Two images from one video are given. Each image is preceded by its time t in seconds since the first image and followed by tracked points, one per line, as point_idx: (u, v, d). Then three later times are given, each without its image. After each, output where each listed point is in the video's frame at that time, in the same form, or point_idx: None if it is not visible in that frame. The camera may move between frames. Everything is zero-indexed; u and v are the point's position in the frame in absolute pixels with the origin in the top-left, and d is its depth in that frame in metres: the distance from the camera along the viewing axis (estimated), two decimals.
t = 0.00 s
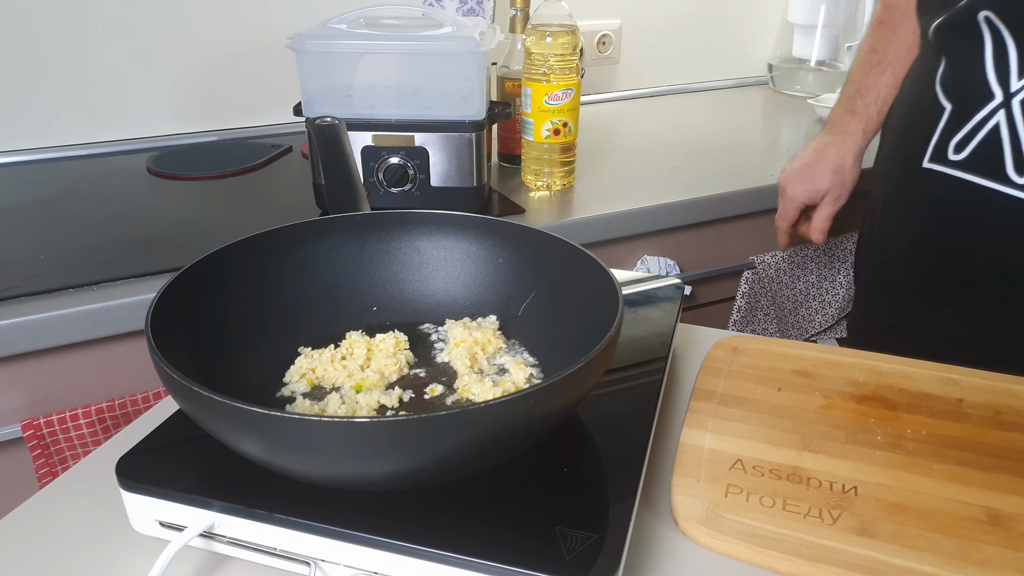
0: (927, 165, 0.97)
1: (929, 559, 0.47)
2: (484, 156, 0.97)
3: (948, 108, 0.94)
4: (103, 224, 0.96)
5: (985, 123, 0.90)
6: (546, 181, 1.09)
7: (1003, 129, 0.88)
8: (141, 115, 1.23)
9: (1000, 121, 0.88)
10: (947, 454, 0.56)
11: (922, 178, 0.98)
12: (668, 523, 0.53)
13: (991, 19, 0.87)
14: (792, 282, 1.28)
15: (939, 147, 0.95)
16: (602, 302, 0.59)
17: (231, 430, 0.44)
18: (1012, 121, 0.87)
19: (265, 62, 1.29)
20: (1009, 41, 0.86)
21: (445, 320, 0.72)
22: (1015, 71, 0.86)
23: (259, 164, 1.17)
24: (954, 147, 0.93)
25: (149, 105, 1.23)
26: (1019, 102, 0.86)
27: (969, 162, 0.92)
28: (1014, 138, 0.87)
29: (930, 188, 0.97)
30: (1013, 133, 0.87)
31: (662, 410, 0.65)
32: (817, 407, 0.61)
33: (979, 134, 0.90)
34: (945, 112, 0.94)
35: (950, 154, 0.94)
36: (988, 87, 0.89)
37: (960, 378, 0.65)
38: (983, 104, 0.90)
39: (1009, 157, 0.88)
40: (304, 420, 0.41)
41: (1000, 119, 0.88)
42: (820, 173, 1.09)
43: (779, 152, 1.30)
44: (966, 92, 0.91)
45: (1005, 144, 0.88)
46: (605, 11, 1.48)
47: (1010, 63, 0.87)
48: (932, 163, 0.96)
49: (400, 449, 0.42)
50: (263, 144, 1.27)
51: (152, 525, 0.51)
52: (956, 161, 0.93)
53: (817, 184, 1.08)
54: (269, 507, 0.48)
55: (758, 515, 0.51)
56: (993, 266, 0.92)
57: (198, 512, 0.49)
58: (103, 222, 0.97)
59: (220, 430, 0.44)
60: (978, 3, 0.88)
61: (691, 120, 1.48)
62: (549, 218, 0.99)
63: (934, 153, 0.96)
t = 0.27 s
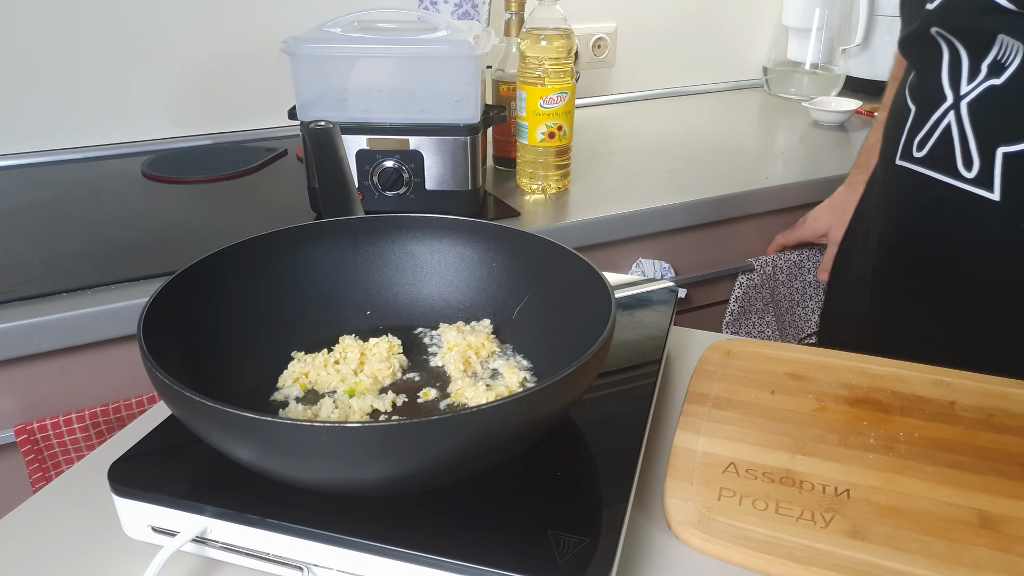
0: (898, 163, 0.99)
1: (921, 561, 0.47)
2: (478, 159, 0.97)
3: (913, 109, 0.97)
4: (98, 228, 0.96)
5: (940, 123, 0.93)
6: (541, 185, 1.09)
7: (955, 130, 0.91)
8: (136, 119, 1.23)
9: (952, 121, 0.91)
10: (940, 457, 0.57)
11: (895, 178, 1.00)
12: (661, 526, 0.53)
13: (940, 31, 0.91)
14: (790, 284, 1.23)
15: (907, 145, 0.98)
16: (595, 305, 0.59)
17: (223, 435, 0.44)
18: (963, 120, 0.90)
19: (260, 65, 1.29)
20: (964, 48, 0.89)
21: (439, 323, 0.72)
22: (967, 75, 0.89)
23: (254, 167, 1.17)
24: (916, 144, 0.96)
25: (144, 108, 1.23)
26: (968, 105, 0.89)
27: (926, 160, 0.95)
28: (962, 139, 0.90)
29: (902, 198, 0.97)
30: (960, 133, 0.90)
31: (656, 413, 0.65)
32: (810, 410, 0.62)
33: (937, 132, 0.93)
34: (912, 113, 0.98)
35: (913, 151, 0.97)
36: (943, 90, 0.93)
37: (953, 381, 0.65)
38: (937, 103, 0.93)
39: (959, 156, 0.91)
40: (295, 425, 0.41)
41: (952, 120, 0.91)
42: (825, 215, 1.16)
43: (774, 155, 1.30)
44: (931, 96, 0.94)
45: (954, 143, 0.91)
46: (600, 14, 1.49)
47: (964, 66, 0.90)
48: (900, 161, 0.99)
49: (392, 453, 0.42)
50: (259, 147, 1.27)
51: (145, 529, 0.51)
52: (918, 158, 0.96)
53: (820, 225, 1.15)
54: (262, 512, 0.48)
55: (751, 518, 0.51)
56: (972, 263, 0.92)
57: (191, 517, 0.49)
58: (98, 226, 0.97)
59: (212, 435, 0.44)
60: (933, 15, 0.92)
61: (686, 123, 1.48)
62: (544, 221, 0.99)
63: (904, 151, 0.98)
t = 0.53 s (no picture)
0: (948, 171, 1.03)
1: (919, 566, 0.47)
2: (475, 164, 0.97)
3: (959, 117, 0.99)
4: (97, 234, 0.96)
5: (980, 130, 0.95)
6: (538, 189, 1.09)
7: (993, 137, 0.93)
8: (135, 125, 1.24)
9: (991, 128, 0.93)
10: (936, 460, 0.56)
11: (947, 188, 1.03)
12: (658, 531, 0.53)
13: (979, 40, 0.92)
14: (814, 291, 1.25)
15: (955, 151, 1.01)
16: (591, 310, 0.59)
17: (219, 442, 0.44)
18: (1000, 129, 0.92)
19: (258, 70, 1.29)
20: (1003, 56, 0.91)
21: (435, 329, 0.72)
22: (1005, 82, 0.91)
23: (252, 173, 1.17)
24: (961, 152, 0.99)
25: (143, 114, 1.24)
26: (1005, 111, 0.91)
27: (969, 167, 0.98)
28: (1001, 146, 0.92)
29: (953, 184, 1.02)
30: (1000, 140, 0.92)
31: (653, 417, 0.65)
32: (807, 413, 0.62)
33: (978, 139, 0.96)
34: (958, 120, 1.00)
35: (960, 157, 1.00)
36: (983, 97, 0.94)
37: (950, 384, 0.65)
38: (977, 112, 0.95)
39: (999, 163, 0.93)
40: (290, 432, 0.41)
41: (991, 126, 0.93)
42: (840, 222, 1.19)
43: (772, 158, 1.30)
44: (973, 103, 0.96)
45: (993, 150, 0.93)
46: (597, 17, 1.49)
47: (1004, 73, 0.91)
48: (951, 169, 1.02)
49: (386, 460, 0.42)
50: (256, 152, 1.27)
51: (141, 536, 0.51)
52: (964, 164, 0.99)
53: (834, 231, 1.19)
54: (258, 519, 0.48)
55: (748, 523, 0.51)
56: None
57: (187, 524, 0.49)
58: (97, 231, 0.97)
59: (207, 442, 0.44)
60: (972, 27, 0.93)
61: (684, 126, 1.48)
62: (541, 225, 0.99)
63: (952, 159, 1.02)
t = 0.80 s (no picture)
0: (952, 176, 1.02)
1: None
2: (474, 171, 0.97)
3: (964, 124, 0.99)
4: (97, 241, 0.96)
5: (984, 136, 0.95)
6: (537, 196, 1.09)
7: (995, 142, 0.93)
8: (134, 132, 1.24)
9: (994, 134, 0.93)
10: (936, 469, 0.56)
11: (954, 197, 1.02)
12: (656, 542, 0.53)
13: (983, 51, 0.94)
14: (848, 321, 1.28)
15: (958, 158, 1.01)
16: (589, 319, 0.59)
17: (216, 453, 0.43)
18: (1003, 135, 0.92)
19: (257, 77, 1.29)
20: (1008, 64, 0.91)
21: (433, 337, 0.72)
22: (1009, 88, 0.91)
23: (251, 180, 1.17)
24: (964, 157, 0.99)
25: (142, 121, 1.24)
26: (1007, 118, 0.91)
27: (971, 172, 0.97)
28: (1003, 151, 0.92)
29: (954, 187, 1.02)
30: (1003, 145, 0.92)
31: (651, 426, 0.65)
32: (806, 422, 0.61)
33: (981, 145, 0.96)
34: (963, 125, 1.00)
35: (962, 163, 0.99)
36: (987, 104, 0.95)
37: (949, 393, 0.65)
38: (980, 119, 0.95)
39: (999, 168, 0.93)
40: (287, 443, 0.41)
41: (994, 133, 0.93)
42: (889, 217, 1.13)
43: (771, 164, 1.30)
44: (977, 110, 0.96)
45: (995, 156, 0.93)
46: (596, 24, 1.49)
47: (1007, 80, 0.91)
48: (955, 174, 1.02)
49: (383, 471, 0.42)
50: (256, 159, 1.27)
51: (138, 547, 0.50)
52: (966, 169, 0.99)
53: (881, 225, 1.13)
54: (254, 529, 0.47)
55: (747, 533, 0.50)
56: None
57: (184, 535, 0.48)
58: (96, 239, 0.97)
59: (204, 453, 0.44)
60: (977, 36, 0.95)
61: (683, 132, 1.48)
62: (540, 232, 0.99)
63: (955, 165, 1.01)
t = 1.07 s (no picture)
0: (956, 200, 1.02)
1: None
2: (473, 181, 0.97)
3: (965, 148, 0.99)
4: (96, 251, 0.96)
5: (984, 160, 0.95)
6: (536, 206, 1.09)
7: (996, 166, 0.93)
8: (134, 142, 1.24)
9: (994, 158, 0.93)
10: (935, 481, 0.56)
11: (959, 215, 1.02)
12: (655, 555, 0.53)
13: (978, 78, 0.95)
14: (888, 351, 1.28)
15: (961, 182, 1.01)
16: (587, 330, 0.59)
17: (214, 466, 0.43)
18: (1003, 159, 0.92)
19: (257, 88, 1.30)
20: (1004, 90, 0.91)
21: (432, 348, 0.72)
22: (1006, 113, 0.91)
23: (251, 190, 1.17)
24: (967, 181, 0.99)
25: (143, 130, 1.24)
26: (1005, 142, 0.91)
27: (974, 196, 0.97)
28: (1004, 175, 0.92)
29: (956, 211, 1.02)
30: (1003, 169, 0.92)
31: (649, 437, 0.65)
32: (805, 433, 0.61)
33: (982, 169, 0.95)
34: (964, 149, 1.00)
35: (966, 187, 0.99)
36: (986, 128, 0.95)
37: (948, 404, 0.65)
38: (980, 143, 0.95)
39: (1000, 191, 0.93)
40: (284, 457, 0.41)
41: (993, 157, 0.93)
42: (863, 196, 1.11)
43: (769, 174, 1.31)
44: (976, 134, 0.96)
45: (996, 179, 0.93)
46: (594, 34, 1.50)
47: (1004, 105, 0.91)
48: (958, 198, 1.01)
49: (381, 485, 0.42)
50: (255, 169, 1.28)
51: (136, 559, 0.50)
52: (969, 193, 0.99)
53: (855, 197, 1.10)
54: (252, 542, 0.47)
55: (745, 545, 0.50)
56: None
57: (182, 547, 0.48)
58: (96, 249, 0.97)
59: (202, 466, 0.44)
60: (974, 62, 0.95)
61: (682, 142, 1.48)
62: (540, 242, 0.99)
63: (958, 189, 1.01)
